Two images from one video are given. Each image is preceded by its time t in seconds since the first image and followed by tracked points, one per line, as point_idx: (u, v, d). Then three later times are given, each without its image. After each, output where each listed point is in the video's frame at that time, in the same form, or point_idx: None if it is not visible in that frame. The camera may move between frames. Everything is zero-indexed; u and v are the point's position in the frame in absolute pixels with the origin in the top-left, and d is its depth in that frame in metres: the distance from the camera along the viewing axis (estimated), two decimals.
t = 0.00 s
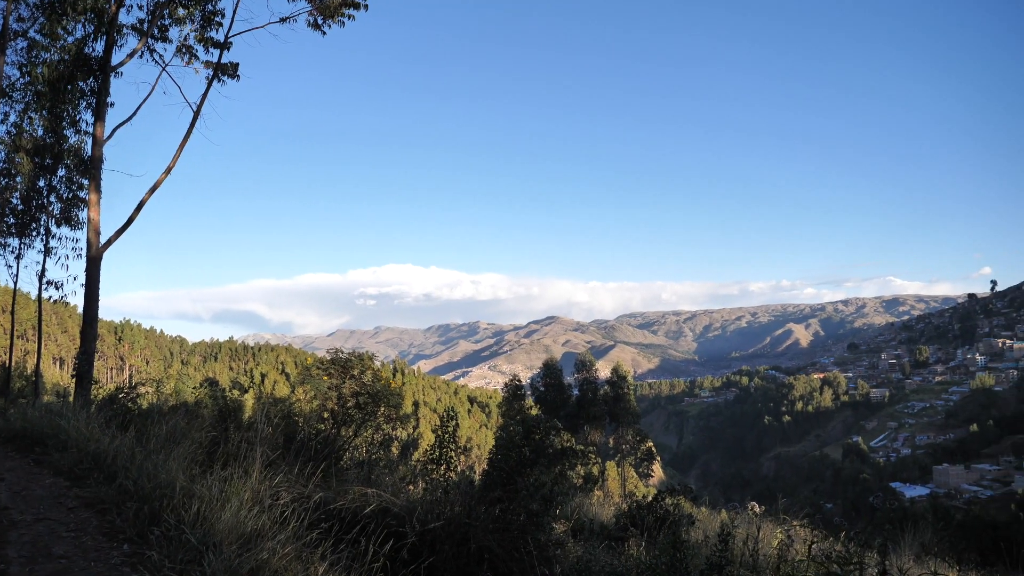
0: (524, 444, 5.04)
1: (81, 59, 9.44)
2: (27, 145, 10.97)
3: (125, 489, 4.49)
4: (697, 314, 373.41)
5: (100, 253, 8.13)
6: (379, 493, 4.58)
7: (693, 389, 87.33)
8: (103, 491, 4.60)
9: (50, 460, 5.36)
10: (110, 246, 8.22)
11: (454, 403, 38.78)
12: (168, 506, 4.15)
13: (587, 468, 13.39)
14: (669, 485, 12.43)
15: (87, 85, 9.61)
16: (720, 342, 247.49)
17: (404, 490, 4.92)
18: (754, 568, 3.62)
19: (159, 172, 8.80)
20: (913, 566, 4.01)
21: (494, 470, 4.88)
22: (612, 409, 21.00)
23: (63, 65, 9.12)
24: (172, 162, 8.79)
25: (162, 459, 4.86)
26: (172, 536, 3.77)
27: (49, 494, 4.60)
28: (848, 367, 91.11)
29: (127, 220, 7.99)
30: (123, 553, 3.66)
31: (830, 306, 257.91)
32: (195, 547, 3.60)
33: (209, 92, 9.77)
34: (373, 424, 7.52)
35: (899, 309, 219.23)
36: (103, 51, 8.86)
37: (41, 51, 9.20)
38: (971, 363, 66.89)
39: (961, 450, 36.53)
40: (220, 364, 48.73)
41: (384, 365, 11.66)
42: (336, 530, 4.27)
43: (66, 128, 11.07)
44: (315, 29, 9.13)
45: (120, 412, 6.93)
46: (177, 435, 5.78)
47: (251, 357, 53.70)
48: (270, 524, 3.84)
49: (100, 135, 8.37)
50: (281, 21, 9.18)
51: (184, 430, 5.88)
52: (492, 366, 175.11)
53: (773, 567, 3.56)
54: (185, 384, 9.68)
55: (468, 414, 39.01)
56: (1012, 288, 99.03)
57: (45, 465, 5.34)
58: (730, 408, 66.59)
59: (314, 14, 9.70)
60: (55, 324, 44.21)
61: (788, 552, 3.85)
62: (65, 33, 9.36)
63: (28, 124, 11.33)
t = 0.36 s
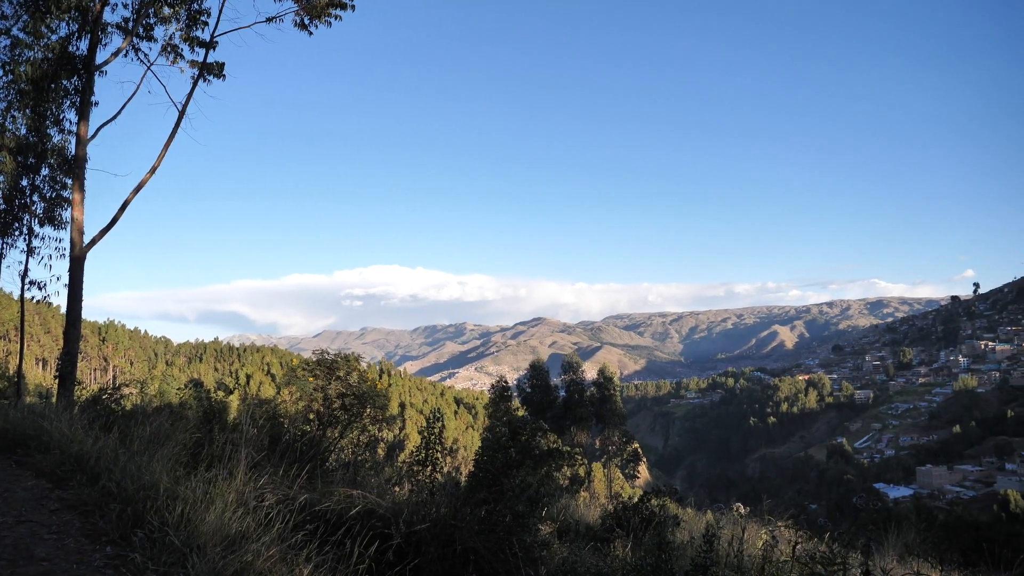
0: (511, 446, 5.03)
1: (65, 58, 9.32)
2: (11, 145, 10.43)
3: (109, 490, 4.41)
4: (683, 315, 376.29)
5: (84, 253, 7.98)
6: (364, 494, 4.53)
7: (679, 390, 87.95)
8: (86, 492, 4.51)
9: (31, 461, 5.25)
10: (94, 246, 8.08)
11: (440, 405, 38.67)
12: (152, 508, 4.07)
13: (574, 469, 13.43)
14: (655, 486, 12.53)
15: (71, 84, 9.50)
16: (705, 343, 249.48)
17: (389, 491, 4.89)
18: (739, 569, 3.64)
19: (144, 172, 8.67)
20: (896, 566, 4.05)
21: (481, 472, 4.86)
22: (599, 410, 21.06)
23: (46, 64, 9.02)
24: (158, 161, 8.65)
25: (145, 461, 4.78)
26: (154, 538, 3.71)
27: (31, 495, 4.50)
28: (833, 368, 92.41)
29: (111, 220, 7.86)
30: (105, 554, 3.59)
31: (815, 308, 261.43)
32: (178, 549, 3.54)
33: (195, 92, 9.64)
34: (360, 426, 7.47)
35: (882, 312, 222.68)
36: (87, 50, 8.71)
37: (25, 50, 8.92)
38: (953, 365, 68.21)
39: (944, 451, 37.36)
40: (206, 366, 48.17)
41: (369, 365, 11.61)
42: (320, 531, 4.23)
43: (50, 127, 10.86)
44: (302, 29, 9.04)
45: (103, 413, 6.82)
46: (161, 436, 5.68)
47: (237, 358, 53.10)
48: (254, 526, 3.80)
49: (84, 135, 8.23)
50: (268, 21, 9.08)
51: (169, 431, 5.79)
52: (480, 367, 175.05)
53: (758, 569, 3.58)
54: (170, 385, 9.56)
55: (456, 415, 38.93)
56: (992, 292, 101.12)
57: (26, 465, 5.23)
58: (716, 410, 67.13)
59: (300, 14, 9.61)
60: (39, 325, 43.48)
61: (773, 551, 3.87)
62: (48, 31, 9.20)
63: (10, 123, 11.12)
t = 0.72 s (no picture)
0: (499, 445, 5.04)
1: (51, 56, 9.17)
2: None
3: (94, 491, 4.34)
4: (671, 316, 378.62)
5: (70, 253, 7.85)
6: (352, 495, 4.49)
7: (667, 390, 88.49)
8: (69, 493, 4.43)
9: (14, 461, 5.15)
10: (80, 245, 7.94)
11: (429, 405, 38.47)
12: (137, 509, 4.01)
13: (562, 469, 13.43)
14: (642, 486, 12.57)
15: (57, 82, 9.37)
16: (693, 344, 251.09)
17: (375, 492, 4.88)
18: (726, 568, 3.65)
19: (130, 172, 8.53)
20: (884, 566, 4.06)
21: (469, 473, 4.85)
22: (588, 411, 21.03)
23: (32, 62, 8.88)
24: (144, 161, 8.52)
25: (131, 462, 4.71)
26: (140, 540, 3.65)
27: (12, 496, 4.41)
28: (820, 368, 93.62)
29: (98, 219, 7.74)
30: (90, 556, 3.53)
31: (801, 309, 264.54)
32: (164, 550, 3.49)
33: (182, 91, 9.51)
34: (347, 427, 7.44)
35: (868, 314, 225.63)
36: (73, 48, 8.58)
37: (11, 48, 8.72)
38: (939, 366, 69.32)
39: (930, 451, 38.04)
40: (193, 366, 47.55)
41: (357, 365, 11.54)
42: (307, 532, 4.19)
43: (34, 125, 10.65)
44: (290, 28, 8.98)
45: (89, 414, 6.70)
46: (146, 437, 5.58)
47: (224, 358, 52.45)
48: (241, 527, 3.76)
49: (70, 134, 8.09)
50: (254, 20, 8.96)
51: (155, 431, 5.72)
52: (468, 367, 174.77)
53: (745, 568, 3.60)
54: (156, 384, 9.44)
55: (444, 416, 38.84)
56: (977, 295, 102.96)
57: (9, 465, 5.14)
58: (703, 410, 67.61)
59: (288, 14, 9.52)
60: (22, 324, 42.77)
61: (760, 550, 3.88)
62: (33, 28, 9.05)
63: None
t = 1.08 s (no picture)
0: (491, 445, 5.02)
1: (41, 53, 9.07)
2: None
3: (84, 491, 4.29)
4: (663, 316, 379.93)
5: (60, 252, 7.76)
6: (343, 495, 4.47)
7: (659, 390, 88.76)
8: (59, 492, 4.39)
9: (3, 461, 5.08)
10: (71, 244, 7.85)
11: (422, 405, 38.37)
12: (127, 509, 3.98)
13: (554, 469, 13.43)
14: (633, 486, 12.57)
15: (47, 79, 9.31)
16: (685, 344, 252.14)
17: (367, 492, 4.86)
18: (716, 568, 3.67)
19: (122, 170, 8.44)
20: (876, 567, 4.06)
21: (460, 472, 4.83)
22: (579, 411, 20.99)
23: (23, 60, 8.83)
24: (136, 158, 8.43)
25: (122, 462, 4.66)
26: (131, 540, 3.62)
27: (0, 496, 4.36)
28: (811, 368, 94.34)
29: (90, 217, 7.65)
30: (80, 556, 3.48)
31: (792, 310, 266.50)
32: (154, 550, 3.46)
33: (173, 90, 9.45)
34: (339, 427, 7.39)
35: (859, 314, 227.56)
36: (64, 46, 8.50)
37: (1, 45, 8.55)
38: (930, 366, 70.08)
39: (919, 451, 38.53)
40: (185, 365, 47.17)
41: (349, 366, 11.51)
42: (298, 532, 4.16)
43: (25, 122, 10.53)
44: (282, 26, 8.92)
45: (79, 413, 6.64)
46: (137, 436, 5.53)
47: (216, 358, 52.01)
48: (233, 527, 3.73)
49: (61, 132, 7.99)
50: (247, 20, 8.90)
51: (146, 430, 5.66)
52: (460, 367, 174.46)
53: (737, 568, 3.61)
54: (147, 384, 9.37)
55: (436, 415, 38.76)
56: (967, 296, 104.13)
57: None
58: (694, 410, 67.87)
59: (280, 13, 9.46)
60: (10, 324, 42.21)
61: (751, 550, 3.89)
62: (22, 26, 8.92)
63: None
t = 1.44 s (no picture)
0: (478, 444, 5.01)
1: (25, 49, 8.91)
2: None
3: (67, 491, 4.22)
4: (650, 316, 382.03)
5: (44, 249, 7.61)
6: (329, 494, 4.42)
7: (646, 390, 89.22)
8: (41, 492, 4.31)
9: None
10: (55, 241, 7.70)
11: (410, 404, 38.21)
12: (111, 509, 3.91)
13: (542, 468, 13.47)
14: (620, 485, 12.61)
15: (32, 75, 9.11)
16: (672, 344, 253.86)
17: (353, 492, 4.80)
18: (703, 566, 3.68)
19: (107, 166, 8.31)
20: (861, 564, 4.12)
21: (446, 470, 4.82)
22: (566, 409, 21.04)
23: (8, 55, 8.63)
24: (122, 154, 8.30)
25: (105, 461, 4.58)
26: (114, 539, 3.55)
27: None
28: (797, 368, 95.36)
29: (76, 215, 7.52)
30: (63, 556, 3.41)
31: (778, 309, 269.42)
32: (139, 549, 3.40)
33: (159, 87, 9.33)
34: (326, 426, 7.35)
35: (845, 313, 230.43)
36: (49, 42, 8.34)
37: None
38: (914, 366, 71.15)
39: (904, 450, 39.08)
40: (170, 364, 46.55)
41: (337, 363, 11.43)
42: (284, 531, 4.11)
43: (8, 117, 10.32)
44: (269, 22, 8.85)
45: (63, 412, 6.53)
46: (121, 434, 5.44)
47: (202, 357, 51.39)
48: (218, 527, 3.68)
49: (45, 127, 7.85)
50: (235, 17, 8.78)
51: (130, 430, 5.56)
52: (447, 366, 173.99)
53: (723, 566, 3.61)
54: (132, 382, 9.22)
55: (423, 414, 38.58)
56: (951, 295, 105.78)
57: None
58: (681, 409, 68.30)
59: (268, 9, 9.38)
60: None
61: (736, 548, 3.93)
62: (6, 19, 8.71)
63: None
